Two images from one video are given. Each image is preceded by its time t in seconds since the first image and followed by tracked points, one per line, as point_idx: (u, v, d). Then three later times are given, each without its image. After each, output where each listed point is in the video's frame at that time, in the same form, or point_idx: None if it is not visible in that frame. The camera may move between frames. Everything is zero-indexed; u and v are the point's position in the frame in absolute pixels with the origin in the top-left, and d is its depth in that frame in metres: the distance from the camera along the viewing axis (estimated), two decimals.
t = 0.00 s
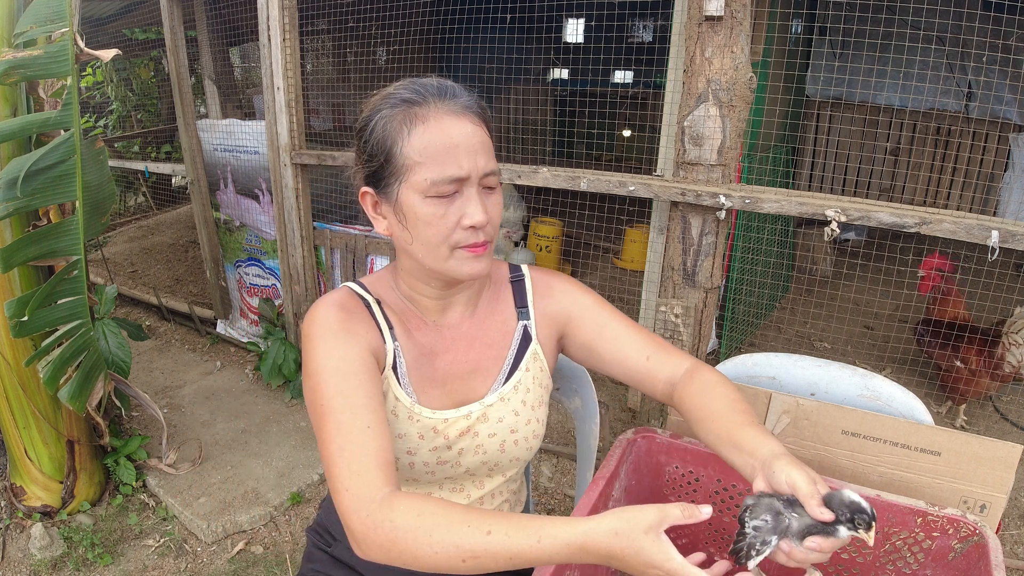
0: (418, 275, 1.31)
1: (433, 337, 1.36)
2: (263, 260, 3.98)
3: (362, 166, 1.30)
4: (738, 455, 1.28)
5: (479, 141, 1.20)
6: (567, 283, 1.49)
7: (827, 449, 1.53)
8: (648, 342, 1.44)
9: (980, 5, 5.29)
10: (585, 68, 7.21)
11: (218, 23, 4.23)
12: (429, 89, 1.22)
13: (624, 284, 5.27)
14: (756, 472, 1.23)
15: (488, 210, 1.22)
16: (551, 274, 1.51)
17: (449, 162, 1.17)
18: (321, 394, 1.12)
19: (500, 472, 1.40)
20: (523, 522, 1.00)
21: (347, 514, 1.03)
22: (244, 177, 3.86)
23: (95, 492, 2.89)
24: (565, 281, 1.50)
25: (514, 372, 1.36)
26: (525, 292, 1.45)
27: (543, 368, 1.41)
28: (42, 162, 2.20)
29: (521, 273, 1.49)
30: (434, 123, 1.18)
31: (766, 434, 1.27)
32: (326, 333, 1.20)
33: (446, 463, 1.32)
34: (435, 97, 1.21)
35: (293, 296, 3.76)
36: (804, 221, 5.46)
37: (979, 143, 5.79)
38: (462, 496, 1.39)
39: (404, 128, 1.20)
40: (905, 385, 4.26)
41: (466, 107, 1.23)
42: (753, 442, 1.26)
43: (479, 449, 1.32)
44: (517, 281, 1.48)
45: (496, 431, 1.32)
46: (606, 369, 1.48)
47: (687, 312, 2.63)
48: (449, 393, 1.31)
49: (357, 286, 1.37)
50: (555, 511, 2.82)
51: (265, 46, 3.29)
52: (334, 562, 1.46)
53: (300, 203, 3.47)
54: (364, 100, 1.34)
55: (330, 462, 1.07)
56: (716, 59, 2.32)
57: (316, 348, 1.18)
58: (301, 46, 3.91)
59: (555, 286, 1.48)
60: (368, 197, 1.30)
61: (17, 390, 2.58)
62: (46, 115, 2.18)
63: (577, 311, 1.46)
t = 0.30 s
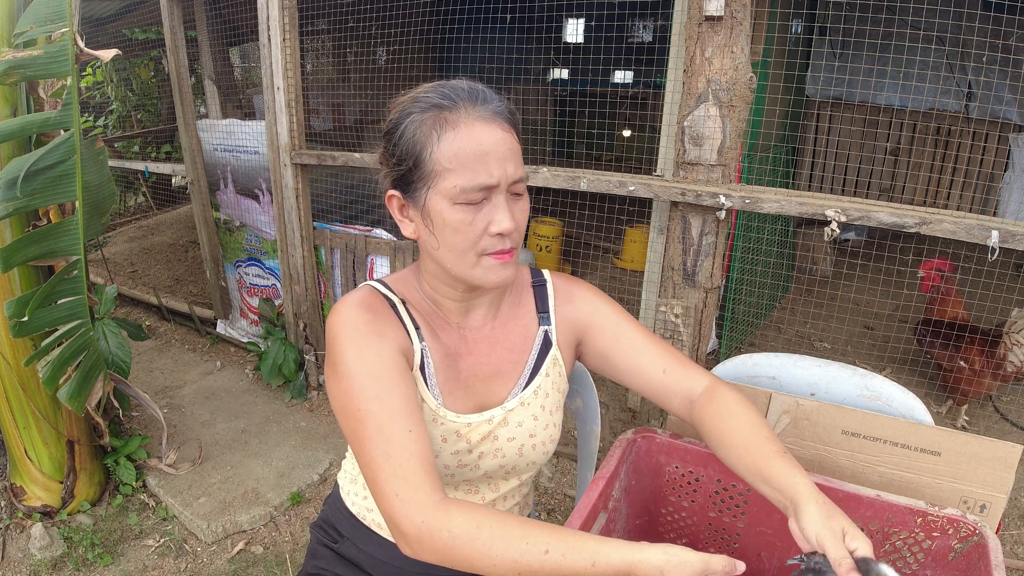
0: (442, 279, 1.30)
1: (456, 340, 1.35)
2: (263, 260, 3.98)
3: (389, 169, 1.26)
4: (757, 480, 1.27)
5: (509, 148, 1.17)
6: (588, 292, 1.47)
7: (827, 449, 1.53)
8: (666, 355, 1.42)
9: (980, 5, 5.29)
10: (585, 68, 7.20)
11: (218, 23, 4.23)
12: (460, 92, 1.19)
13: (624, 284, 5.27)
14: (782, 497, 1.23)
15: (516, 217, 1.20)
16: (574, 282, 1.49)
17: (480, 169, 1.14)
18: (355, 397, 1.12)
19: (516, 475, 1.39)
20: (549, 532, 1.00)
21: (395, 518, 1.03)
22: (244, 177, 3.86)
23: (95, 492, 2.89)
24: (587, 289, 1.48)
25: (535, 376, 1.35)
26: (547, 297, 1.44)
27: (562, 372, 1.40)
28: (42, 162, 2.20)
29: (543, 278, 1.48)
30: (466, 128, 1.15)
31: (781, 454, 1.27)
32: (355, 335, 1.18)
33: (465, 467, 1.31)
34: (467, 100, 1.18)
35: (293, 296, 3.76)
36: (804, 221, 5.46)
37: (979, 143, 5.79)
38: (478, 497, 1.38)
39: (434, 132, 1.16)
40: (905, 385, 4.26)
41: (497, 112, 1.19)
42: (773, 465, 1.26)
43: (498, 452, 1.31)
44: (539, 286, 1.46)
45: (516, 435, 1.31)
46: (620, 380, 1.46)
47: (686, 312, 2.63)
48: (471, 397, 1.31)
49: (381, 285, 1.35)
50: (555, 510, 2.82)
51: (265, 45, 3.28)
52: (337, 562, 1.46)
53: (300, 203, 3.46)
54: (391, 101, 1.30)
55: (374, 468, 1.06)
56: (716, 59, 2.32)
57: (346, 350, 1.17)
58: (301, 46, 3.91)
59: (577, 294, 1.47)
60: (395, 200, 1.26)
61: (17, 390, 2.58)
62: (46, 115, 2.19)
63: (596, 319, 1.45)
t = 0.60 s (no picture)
0: (445, 282, 1.29)
1: (457, 342, 1.35)
2: (263, 260, 3.98)
3: (396, 170, 1.24)
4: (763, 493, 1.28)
5: (520, 155, 1.17)
6: (593, 296, 1.46)
7: (827, 449, 1.53)
8: (669, 363, 1.41)
9: (980, 5, 5.29)
10: (585, 68, 7.20)
11: (218, 23, 4.23)
12: (473, 95, 1.19)
13: (624, 284, 5.27)
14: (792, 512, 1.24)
15: (524, 224, 1.19)
16: (579, 286, 1.48)
17: (491, 175, 1.14)
18: (344, 400, 1.12)
19: (515, 477, 1.40)
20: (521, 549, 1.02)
21: (370, 525, 1.05)
22: (244, 177, 3.86)
23: (95, 492, 2.89)
24: (592, 294, 1.46)
25: (536, 380, 1.35)
26: (551, 300, 1.43)
27: (564, 377, 1.40)
28: (42, 162, 2.20)
29: (548, 281, 1.46)
30: (478, 132, 1.14)
31: (788, 467, 1.27)
32: (351, 336, 1.18)
33: (464, 469, 1.31)
34: (480, 104, 1.17)
35: (294, 296, 3.77)
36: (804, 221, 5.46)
37: (979, 143, 5.79)
38: (477, 499, 1.38)
39: (446, 135, 1.15)
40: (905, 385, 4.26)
41: (510, 118, 1.19)
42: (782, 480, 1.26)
43: (497, 455, 1.32)
44: (542, 289, 1.45)
45: (516, 438, 1.31)
46: (623, 387, 1.45)
47: (687, 312, 2.63)
48: (471, 399, 1.31)
49: (383, 285, 1.34)
50: (555, 510, 2.83)
51: (265, 46, 3.28)
52: (338, 562, 1.46)
53: (300, 203, 3.46)
54: (399, 101, 1.29)
55: (356, 473, 1.07)
56: (716, 59, 2.32)
57: (342, 352, 1.17)
58: (301, 46, 3.91)
59: (581, 298, 1.45)
60: (400, 201, 1.24)
61: (17, 390, 2.58)
62: (46, 115, 2.19)
63: (599, 325, 1.43)
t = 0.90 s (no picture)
0: (440, 284, 1.29)
1: (453, 343, 1.34)
2: (263, 260, 3.98)
3: (389, 173, 1.25)
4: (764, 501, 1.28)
5: (513, 159, 1.16)
6: (592, 301, 1.44)
7: (827, 449, 1.53)
8: (668, 372, 1.40)
9: (980, 5, 5.29)
10: (585, 68, 7.20)
11: (218, 24, 4.23)
12: (465, 98, 1.18)
13: (623, 284, 5.27)
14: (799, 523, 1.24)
15: (518, 228, 1.19)
16: (577, 288, 1.46)
17: (484, 180, 1.13)
18: (334, 403, 1.13)
19: (511, 480, 1.40)
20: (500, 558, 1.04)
21: (355, 529, 1.06)
22: (244, 177, 3.86)
23: (95, 492, 2.89)
24: (591, 297, 1.45)
25: (532, 382, 1.35)
26: (550, 303, 1.42)
27: (561, 379, 1.40)
28: (42, 162, 2.20)
29: (546, 283, 1.45)
30: (470, 136, 1.14)
31: (788, 477, 1.27)
32: (343, 339, 1.18)
33: (458, 471, 1.31)
34: (472, 107, 1.17)
35: (294, 296, 3.77)
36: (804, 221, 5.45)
37: (979, 143, 5.79)
38: (472, 501, 1.38)
39: (437, 140, 1.15)
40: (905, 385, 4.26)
41: (502, 121, 1.18)
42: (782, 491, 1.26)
43: (492, 458, 1.32)
44: (540, 290, 1.44)
45: (511, 441, 1.32)
46: (620, 394, 1.45)
47: (687, 312, 2.63)
48: (466, 400, 1.31)
49: (378, 286, 1.34)
50: (555, 510, 2.82)
51: (265, 46, 3.29)
52: (338, 561, 1.46)
53: (300, 203, 3.47)
54: (391, 104, 1.29)
55: (342, 477, 1.08)
56: (716, 59, 2.32)
57: (333, 355, 1.17)
58: (301, 46, 3.91)
59: (580, 302, 1.44)
60: (394, 205, 1.25)
61: (17, 390, 2.58)
62: (46, 115, 2.19)
63: (598, 329, 1.42)
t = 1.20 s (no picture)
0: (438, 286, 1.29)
1: (452, 345, 1.34)
2: (262, 260, 3.98)
3: (385, 179, 1.24)
4: (769, 502, 1.28)
5: (509, 165, 1.15)
6: (592, 302, 1.44)
7: (827, 449, 1.53)
8: (669, 374, 1.40)
9: (980, 5, 5.30)
10: (585, 68, 7.20)
11: (218, 23, 4.23)
12: (459, 102, 1.17)
13: (624, 284, 5.27)
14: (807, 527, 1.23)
15: (516, 233, 1.19)
16: (576, 290, 1.46)
17: (480, 187, 1.12)
18: (332, 407, 1.13)
19: (511, 482, 1.40)
20: (498, 561, 1.04)
21: (355, 532, 1.06)
22: (244, 177, 3.86)
23: (95, 492, 2.89)
24: (591, 298, 1.45)
25: (532, 384, 1.35)
26: (550, 304, 1.42)
27: (561, 381, 1.40)
28: (42, 162, 2.20)
29: (546, 284, 1.45)
30: (463, 142, 1.13)
31: (791, 479, 1.27)
32: (341, 343, 1.18)
33: (458, 473, 1.31)
34: (466, 112, 1.16)
35: (294, 296, 3.77)
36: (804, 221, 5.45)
37: (979, 143, 5.80)
38: (473, 502, 1.39)
39: (431, 146, 1.14)
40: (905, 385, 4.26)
41: (497, 126, 1.17)
42: (787, 493, 1.26)
43: (492, 460, 1.32)
44: (539, 292, 1.44)
45: (510, 443, 1.32)
46: (621, 395, 1.44)
47: (687, 312, 2.63)
48: (465, 401, 1.31)
49: (376, 288, 1.34)
50: (555, 510, 2.82)
51: (265, 46, 3.29)
52: (338, 561, 1.46)
53: (300, 203, 3.47)
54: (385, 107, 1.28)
55: (342, 481, 1.09)
56: (716, 59, 2.32)
57: (331, 358, 1.17)
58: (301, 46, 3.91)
59: (580, 303, 1.44)
60: (390, 211, 1.25)
61: (17, 390, 2.58)
62: (46, 115, 2.18)
63: (598, 331, 1.42)
